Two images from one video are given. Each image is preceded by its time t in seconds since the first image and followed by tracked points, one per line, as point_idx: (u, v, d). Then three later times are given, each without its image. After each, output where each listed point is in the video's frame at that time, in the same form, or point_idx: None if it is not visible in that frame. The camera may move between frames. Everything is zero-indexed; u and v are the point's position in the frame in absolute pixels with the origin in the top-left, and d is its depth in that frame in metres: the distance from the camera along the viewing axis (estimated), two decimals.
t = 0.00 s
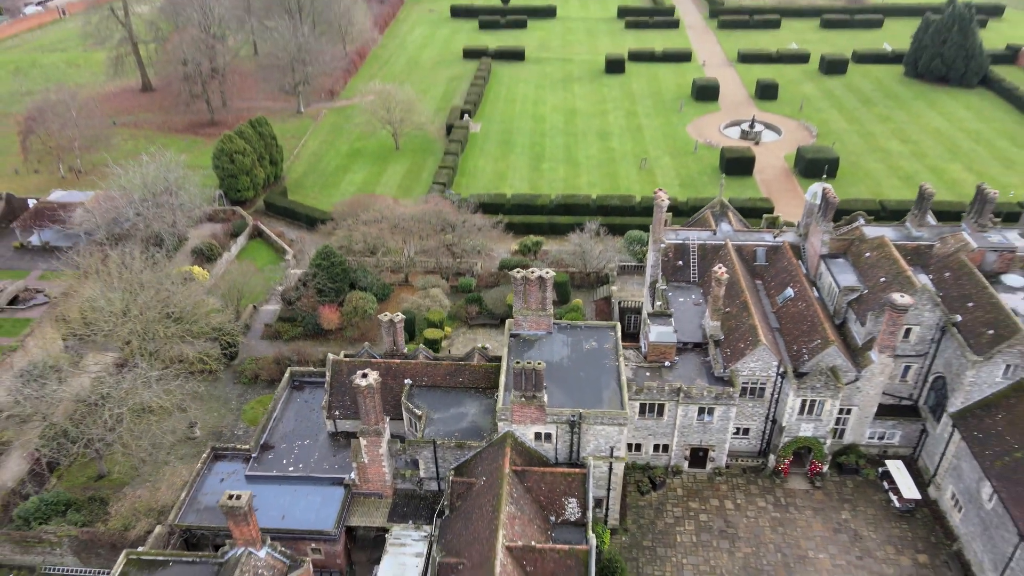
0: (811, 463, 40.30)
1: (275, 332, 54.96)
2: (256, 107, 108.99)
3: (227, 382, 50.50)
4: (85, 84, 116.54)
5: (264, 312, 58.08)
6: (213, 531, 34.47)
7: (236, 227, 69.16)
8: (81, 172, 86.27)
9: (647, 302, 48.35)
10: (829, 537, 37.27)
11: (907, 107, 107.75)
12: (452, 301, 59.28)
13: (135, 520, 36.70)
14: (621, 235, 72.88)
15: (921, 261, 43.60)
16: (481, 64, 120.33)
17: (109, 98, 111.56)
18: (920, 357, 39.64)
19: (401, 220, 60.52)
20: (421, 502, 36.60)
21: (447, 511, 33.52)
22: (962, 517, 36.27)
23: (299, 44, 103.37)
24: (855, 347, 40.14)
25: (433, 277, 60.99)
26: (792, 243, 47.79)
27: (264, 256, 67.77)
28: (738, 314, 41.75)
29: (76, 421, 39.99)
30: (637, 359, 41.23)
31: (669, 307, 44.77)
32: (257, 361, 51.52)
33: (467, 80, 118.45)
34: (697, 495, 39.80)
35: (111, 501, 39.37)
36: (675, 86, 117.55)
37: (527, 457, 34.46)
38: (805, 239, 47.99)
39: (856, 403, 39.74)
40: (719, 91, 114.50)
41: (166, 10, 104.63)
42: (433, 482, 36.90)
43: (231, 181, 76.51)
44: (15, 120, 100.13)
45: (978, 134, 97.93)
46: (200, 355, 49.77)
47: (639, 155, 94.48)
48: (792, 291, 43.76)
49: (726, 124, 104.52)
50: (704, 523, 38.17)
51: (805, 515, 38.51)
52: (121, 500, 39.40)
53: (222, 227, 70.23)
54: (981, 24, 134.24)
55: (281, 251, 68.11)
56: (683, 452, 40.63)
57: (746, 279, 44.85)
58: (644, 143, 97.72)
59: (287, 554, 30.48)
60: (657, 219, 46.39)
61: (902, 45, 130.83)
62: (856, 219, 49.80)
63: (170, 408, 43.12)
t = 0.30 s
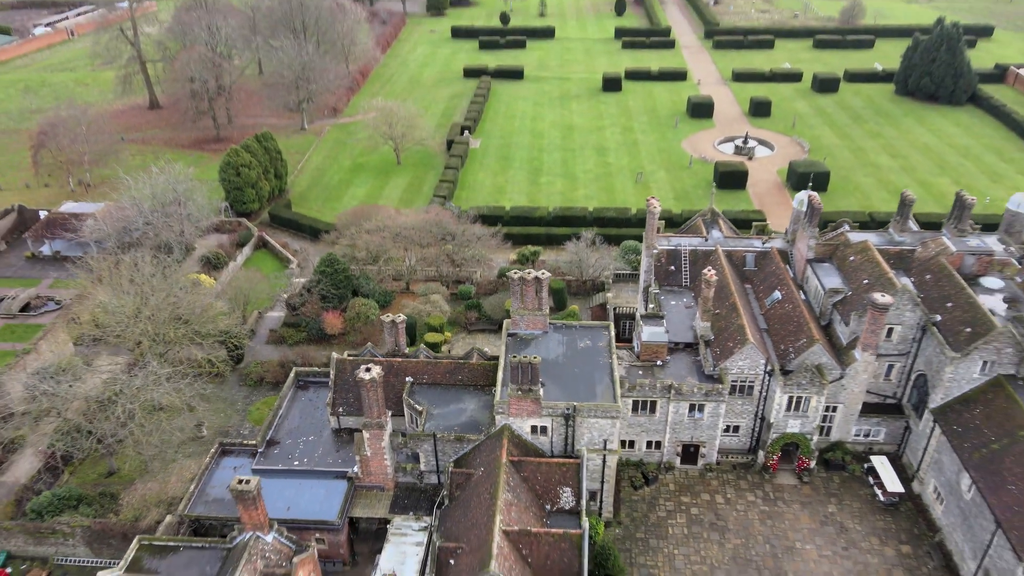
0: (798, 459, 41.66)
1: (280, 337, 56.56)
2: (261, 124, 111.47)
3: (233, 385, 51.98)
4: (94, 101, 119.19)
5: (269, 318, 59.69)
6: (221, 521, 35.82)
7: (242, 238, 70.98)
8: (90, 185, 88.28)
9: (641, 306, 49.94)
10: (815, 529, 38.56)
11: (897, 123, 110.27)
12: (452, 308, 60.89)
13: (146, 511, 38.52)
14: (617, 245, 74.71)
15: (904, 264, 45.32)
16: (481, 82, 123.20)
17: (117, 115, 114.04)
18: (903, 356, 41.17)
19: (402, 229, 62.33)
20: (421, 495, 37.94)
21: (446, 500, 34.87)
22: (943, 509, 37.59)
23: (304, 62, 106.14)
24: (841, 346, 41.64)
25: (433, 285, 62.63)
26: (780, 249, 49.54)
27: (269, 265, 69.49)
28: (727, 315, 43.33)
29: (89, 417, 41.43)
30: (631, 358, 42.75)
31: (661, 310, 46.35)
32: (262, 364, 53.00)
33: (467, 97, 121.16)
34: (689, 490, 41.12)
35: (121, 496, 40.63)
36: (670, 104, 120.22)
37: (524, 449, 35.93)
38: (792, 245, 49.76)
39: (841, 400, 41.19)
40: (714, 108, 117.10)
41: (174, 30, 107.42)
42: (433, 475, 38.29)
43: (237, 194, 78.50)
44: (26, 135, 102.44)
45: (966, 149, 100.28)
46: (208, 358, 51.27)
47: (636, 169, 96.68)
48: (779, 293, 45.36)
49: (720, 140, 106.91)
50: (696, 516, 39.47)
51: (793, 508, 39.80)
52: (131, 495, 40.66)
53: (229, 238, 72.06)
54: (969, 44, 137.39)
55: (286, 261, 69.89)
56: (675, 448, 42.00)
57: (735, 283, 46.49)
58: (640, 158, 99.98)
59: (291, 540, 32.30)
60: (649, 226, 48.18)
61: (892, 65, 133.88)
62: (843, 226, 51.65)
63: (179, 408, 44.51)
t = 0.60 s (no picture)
0: (787, 455, 43.06)
1: (285, 341, 58.13)
2: (266, 139, 113.86)
3: (239, 387, 53.48)
4: (102, 117, 121.74)
5: (273, 324, 61.33)
6: (229, 511, 37.21)
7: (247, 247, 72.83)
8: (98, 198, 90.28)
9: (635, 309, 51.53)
10: (803, 520, 39.87)
11: (888, 138, 112.63)
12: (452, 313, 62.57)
13: (156, 502, 39.47)
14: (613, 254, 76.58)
15: (888, 268, 47.09)
16: (481, 99, 125.94)
17: (125, 130, 116.46)
18: (887, 355, 42.72)
19: (404, 238, 64.21)
20: (422, 488, 39.34)
21: (446, 490, 36.26)
22: (926, 501, 38.95)
23: (309, 79, 108.81)
24: (826, 345, 43.20)
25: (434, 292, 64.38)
26: (769, 254, 51.32)
27: (273, 273, 71.31)
28: (717, 316, 44.90)
29: (101, 414, 42.95)
30: (624, 357, 44.29)
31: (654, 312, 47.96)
32: (267, 367, 54.50)
33: (468, 114, 123.79)
34: (681, 485, 42.50)
35: (131, 491, 41.97)
36: (666, 120, 122.76)
37: (521, 441, 37.41)
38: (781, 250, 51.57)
39: (827, 398, 42.64)
40: (709, 124, 119.69)
41: (182, 48, 110.27)
42: (433, 468, 39.72)
43: (243, 205, 80.51)
44: (36, 150, 104.81)
45: (956, 163, 102.54)
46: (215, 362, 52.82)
47: (632, 183, 98.79)
48: (767, 296, 47.00)
49: (715, 154, 109.22)
50: (687, 509, 40.80)
51: (781, 502, 41.14)
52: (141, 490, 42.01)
53: (235, 247, 73.89)
54: (958, 62, 140.42)
55: (290, 270, 71.69)
56: (667, 445, 43.44)
57: (725, 286, 48.17)
58: (636, 172, 102.20)
59: (296, 526, 34.06)
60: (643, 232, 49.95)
61: (884, 82, 136.74)
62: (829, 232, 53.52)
63: (187, 407, 45.96)
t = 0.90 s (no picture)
0: (774, 450, 44.75)
1: (290, 345, 59.96)
2: (271, 155, 116.58)
3: (246, 388, 55.22)
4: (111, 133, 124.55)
5: (279, 329, 63.21)
6: (238, 500, 38.86)
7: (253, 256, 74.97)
8: (107, 210, 92.59)
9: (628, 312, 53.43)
10: (789, 511, 41.48)
11: (878, 154, 115.38)
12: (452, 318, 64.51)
13: (168, 492, 41.54)
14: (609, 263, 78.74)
15: (870, 271, 49.15)
16: (481, 115, 128.98)
17: (133, 146, 119.17)
18: (869, 353, 44.59)
19: (406, 246, 66.39)
20: (423, 479, 40.99)
21: (446, 479, 37.96)
22: (906, 492, 40.61)
23: (313, 96, 111.89)
24: (811, 343, 45.04)
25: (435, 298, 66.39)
26: (757, 259, 53.38)
27: (278, 281, 73.37)
28: (706, 316, 46.76)
29: (115, 410, 44.70)
30: (617, 355, 46.12)
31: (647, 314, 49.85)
32: (273, 369, 56.26)
33: (468, 130, 126.70)
34: (672, 478, 44.15)
35: (143, 484, 43.57)
36: (662, 136, 125.65)
37: (518, 433, 39.17)
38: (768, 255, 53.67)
39: (812, 394, 44.37)
40: (703, 140, 122.57)
41: (190, 66, 113.29)
42: (434, 461, 41.41)
43: (249, 216, 82.74)
44: (47, 165, 107.39)
45: (943, 177, 105.10)
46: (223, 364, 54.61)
47: (628, 196, 101.22)
48: (755, 298, 48.91)
49: (709, 169, 111.83)
50: (678, 501, 42.42)
51: (768, 494, 42.76)
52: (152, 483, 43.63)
53: (241, 257, 75.99)
54: (947, 81, 143.78)
55: (295, 278, 73.77)
56: (659, 440, 45.17)
57: (715, 289, 50.14)
58: (632, 185, 104.71)
59: (304, 510, 35.25)
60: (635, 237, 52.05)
61: (875, 100, 139.92)
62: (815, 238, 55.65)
63: (197, 404, 47.70)
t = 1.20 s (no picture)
0: (764, 445, 46.25)
1: (294, 348, 61.54)
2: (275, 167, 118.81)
3: (252, 388, 56.75)
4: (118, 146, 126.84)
5: (283, 333, 64.87)
6: (246, 491, 40.34)
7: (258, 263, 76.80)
8: (115, 220, 94.56)
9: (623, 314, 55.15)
10: (777, 503, 42.91)
11: (870, 166, 117.65)
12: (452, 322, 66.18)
13: (178, 484, 43.27)
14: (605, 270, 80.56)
15: (856, 274, 50.92)
16: (481, 129, 131.51)
17: (140, 158, 121.41)
18: (854, 351, 46.24)
19: (407, 252, 68.24)
20: (423, 472, 42.43)
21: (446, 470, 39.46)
22: (890, 484, 42.07)
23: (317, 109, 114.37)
24: (799, 342, 46.65)
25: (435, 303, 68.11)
26: (748, 263, 55.16)
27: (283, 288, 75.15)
28: (698, 316, 48.42)
29: (126, 406, 46.31)
30: (612, 354, 47.74)
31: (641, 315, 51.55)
32: (278, 370, 57.85)
33: (468, 143, 129.10)
34: (665, 473, 45.61)
35: (153, 477, 45.01)
36: (658, 149, 128.08)
37: (515, 426, 40.72)
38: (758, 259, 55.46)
39: (800, 391, 45.90)
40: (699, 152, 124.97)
41: (197, 81, 115.90)
42: (434, 454, 42.88)
43: (253, 225, 84.70)
44: (55, 176, 109.47)
45: (934, 188, 107.27)
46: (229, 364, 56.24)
47: (625, 206, 103.29)
48: (745, 299, 50.60)
49: (704, 180, 114.04)
50: (670, 494, 43.86)
51: (757, 487, 44.21)
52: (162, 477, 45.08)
53: (247, 264, 77.80)
54: (938, 96, 146.64)
55: (299, 284, 75.55)
56: (652, 436, 46.68)
57: (706, 291, 51.88)
58: (629, 196, 106.83)
59: (309, 497, 36.65)
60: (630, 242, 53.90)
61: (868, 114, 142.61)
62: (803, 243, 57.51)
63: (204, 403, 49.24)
